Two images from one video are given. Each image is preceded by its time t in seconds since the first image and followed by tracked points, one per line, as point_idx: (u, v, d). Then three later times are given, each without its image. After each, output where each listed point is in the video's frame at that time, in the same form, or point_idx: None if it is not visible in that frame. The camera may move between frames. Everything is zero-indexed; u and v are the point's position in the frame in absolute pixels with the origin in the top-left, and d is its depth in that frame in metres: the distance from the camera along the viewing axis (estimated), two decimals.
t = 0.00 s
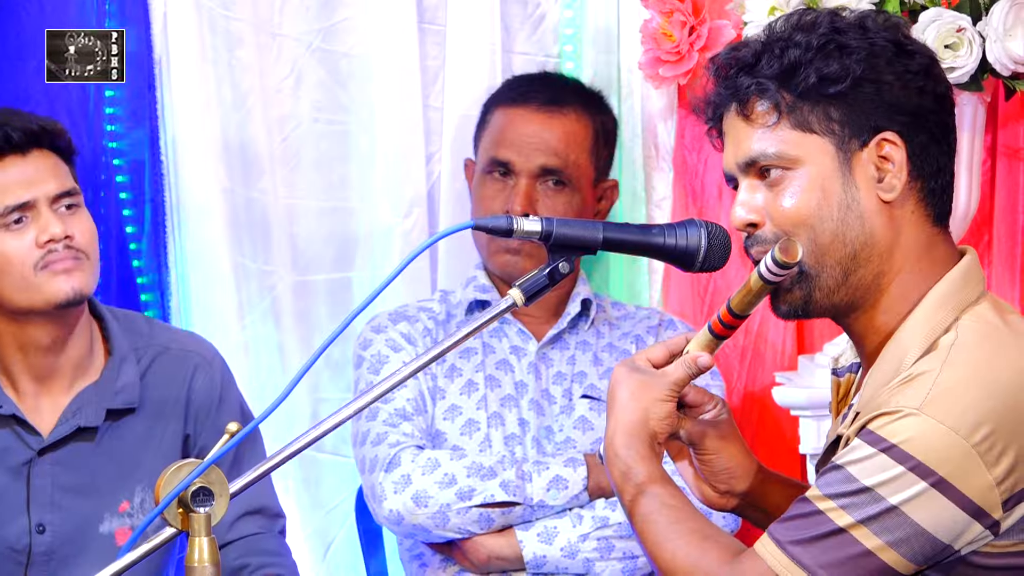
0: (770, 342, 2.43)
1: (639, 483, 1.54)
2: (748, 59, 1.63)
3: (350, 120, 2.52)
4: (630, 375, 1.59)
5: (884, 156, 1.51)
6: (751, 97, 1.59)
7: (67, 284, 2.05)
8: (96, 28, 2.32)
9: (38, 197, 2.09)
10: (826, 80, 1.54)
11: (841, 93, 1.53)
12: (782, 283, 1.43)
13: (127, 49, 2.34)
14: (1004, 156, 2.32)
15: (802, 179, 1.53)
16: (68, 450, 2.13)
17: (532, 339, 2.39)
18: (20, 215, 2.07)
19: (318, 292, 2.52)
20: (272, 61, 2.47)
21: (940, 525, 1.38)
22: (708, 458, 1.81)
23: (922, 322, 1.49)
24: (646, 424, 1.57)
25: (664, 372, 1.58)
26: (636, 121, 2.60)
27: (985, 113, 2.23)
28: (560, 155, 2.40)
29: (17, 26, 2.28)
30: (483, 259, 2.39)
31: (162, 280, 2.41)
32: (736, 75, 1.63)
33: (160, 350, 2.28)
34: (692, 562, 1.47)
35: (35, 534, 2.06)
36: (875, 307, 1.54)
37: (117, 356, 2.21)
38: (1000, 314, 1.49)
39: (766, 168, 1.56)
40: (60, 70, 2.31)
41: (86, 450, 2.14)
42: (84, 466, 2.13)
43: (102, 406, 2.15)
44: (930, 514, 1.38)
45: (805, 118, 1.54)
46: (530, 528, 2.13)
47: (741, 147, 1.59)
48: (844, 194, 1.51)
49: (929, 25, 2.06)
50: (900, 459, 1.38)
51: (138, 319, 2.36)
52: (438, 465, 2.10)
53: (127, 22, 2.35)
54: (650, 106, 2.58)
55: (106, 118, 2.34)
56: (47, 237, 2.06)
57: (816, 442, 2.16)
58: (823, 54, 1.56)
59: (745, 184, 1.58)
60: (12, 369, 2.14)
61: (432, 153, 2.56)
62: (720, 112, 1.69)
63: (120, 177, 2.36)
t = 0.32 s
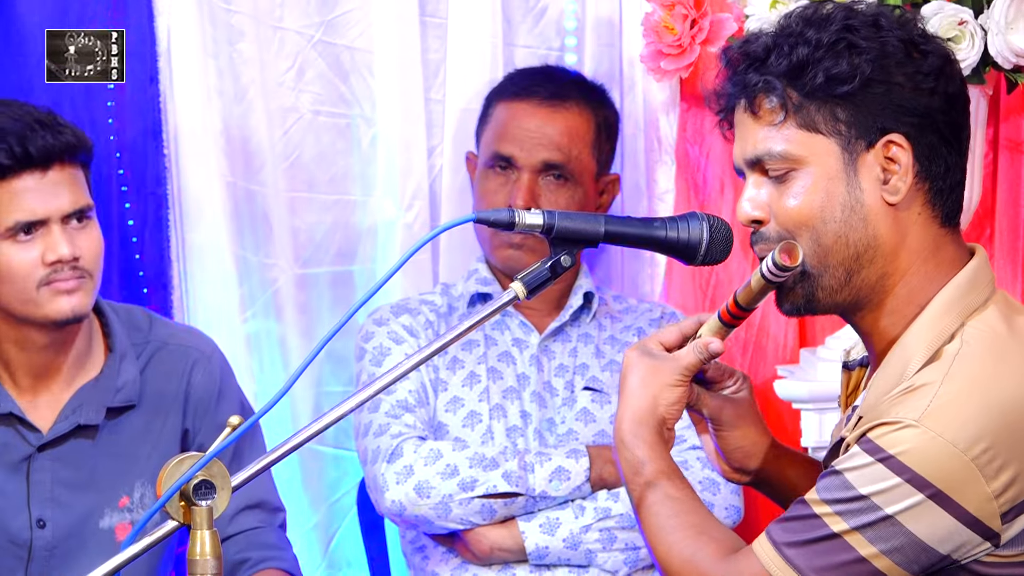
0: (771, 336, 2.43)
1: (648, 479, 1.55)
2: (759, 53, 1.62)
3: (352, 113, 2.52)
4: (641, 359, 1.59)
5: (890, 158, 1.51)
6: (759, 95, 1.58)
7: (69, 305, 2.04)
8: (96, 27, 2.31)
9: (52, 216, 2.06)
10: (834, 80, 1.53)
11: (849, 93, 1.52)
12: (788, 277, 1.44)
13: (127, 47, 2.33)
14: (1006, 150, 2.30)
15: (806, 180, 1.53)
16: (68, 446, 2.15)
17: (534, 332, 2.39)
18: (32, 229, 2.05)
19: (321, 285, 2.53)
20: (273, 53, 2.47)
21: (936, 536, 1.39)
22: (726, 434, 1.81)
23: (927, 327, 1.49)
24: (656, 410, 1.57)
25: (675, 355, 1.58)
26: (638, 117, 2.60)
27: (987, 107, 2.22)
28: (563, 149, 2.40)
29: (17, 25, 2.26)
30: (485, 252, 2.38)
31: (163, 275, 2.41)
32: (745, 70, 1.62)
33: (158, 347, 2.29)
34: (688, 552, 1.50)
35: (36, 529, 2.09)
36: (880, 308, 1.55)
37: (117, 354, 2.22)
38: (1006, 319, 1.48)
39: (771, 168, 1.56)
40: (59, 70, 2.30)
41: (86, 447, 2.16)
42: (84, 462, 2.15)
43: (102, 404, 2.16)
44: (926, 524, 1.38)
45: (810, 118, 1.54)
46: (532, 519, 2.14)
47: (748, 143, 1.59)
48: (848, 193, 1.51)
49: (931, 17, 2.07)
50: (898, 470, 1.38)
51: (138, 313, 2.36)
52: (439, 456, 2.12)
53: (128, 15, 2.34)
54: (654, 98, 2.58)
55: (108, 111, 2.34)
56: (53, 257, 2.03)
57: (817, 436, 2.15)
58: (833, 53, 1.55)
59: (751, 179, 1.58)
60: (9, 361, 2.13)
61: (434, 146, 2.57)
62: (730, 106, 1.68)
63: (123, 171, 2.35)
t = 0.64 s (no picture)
0: (772, 331, 2.44)
1: (655, 472, 1.58)
2: (759, 54, 1.63)
3: (356, 109, 2.53)
4: (650, 342, 1.65)
5: (889, 159, 1.52)
6: (757, 97, 1.59)
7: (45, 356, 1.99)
8: (95, 27, 2.31)
9: (28, 278, 1.96)
10: (832, 83, 1.54)
11: (847, 96, 1.52)
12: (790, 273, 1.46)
13: (128, 46, 2.32)
14: (1005, 146, 2.31)
15: (804, 183, 1.55)
16: (72, 449, 2.17)
17: (535, 326, 2.40)
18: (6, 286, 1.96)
19: (324, 281, 2.54)
20: (277, 50, 2.48)
21: (914, 530, 1.40)
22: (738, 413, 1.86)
23: (920, 323, 1.51)
24: (662, 393, 1.62)
25: (682, 338, 1.63)
26: (639, 116, 2.61)
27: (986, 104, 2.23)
28: (566, 149, 2.41)
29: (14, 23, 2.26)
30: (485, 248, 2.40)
31: (168, 270, 2.40)
32: (745, 71, 1.64)
33: (163, 348, 2.31)
34: (674, 536, 1.52)
35: (40, 528, 2.10)
36: (880, 307, 1.57)
37: (122, 358, 2.23)
38: (999, 319, 1.48)
39: (769, 169, 1.58)
40: (60, 70, 2.29)
41: (90, 451, 2.18)
42: (89, 465, 2.17)
43: (106, 409, 2.18)
44: (905, 517, 1.40)
45: (808, 121, 1.55)
46: (534, 511, 2.16)
47: (748, 144, 1.61)
48: (846, 195, 1.53)
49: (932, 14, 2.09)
50: (879, 466, 1.39)
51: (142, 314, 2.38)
52: (442, 448, 2.14)
53: (131, 11, 2.34)
54: (656, 95, 2.59)
55: (112, 108, 2.32)
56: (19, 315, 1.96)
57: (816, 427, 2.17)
58: (832, 55, 1.55)
59: (751, 178, 1.61)
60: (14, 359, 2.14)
61: (436, 142, 2.57)
62: (732, 104, 1.69)
63: (127, 167, 2.34)
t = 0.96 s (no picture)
0: (767, 325, 2.54)
1: (646, 457, 1.67)
2: (760, 56, 1.72)
3: (369, 114, 2.64)
4: (646, 323, 1.75)
5: (881, 160, 1.59)
6: (758, 96, 1.68)
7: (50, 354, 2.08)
8: (97, 27, 2.40)
9: (47, 276, 2.07)
10: (829, 86, 1.61)
11: (844, 99, 1.60)
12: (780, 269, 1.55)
13: (127, 49, 2.42)
14: (990, 149, 2.40)
15: (800, 180, 1.63)
16: (96, 438, 2.27)
17: (539, 322, 2.51)
18: (26, 283, 2.07)
19: (339, 278, 2.65)
20: (294, 57, 2.58)
21: (887, 498, 1.48)
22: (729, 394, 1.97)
23: (901, 301, 1.58)
24: (655, 371, 1.72)
25: (677, 322, 1.73)
26: (639, 120, 2.72)
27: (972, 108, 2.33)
28: (565, 150, 2.51)
29: (16, 22, 2.35)
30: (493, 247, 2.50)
31: (191, 267, 2.51)
32: (746, 72, 1.72)
33: (183, 341, 2.40)
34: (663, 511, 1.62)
35: (67, 513, 2.22)
36: (869, 298, 1.65)
37: (144, 349, 2.33)
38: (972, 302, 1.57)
39: (766, 165, 1.67)
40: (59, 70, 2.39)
41: (113, 440, 2.28)
42: (113, 453, 2.28)
43: (129, 400, 2.27)
44: (877, 485, 1.48)
45: (806, 121, 1.63)
46: (540, 498, 2.26)
47: (749, 142, 1.70)
48: (841, 193, 1.61)
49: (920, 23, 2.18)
50: (852, 435, 1.48)
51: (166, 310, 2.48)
52: (451, 439, 2.24)
53: (155, 23, 2.44)
54: (655, 100, 2.68)
55: (138, 112, 2.44)
56: (35, 312, 2.07)
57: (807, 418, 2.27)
58: (830, 60, 1.63)
59: (750, 174, 1.70)
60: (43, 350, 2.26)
61: (446, 145, 2.68)
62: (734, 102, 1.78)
63: (152, 170, 2.45)
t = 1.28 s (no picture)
0: (763, 319, 2.67)
1: (655, 450, 1.79)
2: (755, 64, 1.85)
3: (388, 119, 2.78)
4: (641, 326, 1.86)
5: (872, 160, 1.73)
6: (755, 102, 1.81)
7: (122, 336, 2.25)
8: (96, 28, 2.52)
9: (119, 259, 2.24)
10: (824, 90, 1.75)
11: (837, 103, 1.73)
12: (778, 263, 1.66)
13: (126, 49, 2.54)
14: (972, 153, 2.54)
15: (795, 179, 1.76)
16: (130, 424, 2.41)
17: (548, 314, 2.65)
18: (99, 265, 2.25)
19: (360, 276, 2.79)
20: (317, 66, 2.73)
21: (885, 476, 1.60)
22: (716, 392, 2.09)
23: (886, 293, 1.72)
24: (652, 371, 1.84)
25: (670, 324, 1.84)
26: (643, 126, 2.86)
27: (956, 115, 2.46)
28: (573, 152, 2.64)
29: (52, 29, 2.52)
30: (505, 245, 2.64)
31: (220, 263, 2.65)
32: (743, 79, 1.85)
33: (211, 333, 2.54)
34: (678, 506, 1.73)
35: (102, 495, 2.36)
36: (859, 289, 1.79)
37: (175, 342, 2.47)
38: (952, 289, 1.71)
39: (764, 166, 1.79)
40: (60, 70, 2.54)
41: (145, 426, 2.42)
42: (145, 439, 2.42)
43: (161, 387, 2.42)
44: (874, 464, 1.60)
45: (801, 123, 1.76)
46: (548, 483, 2.39)
47: (745, 144, 1.82)
48: (834, 192, 1.74)
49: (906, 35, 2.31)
50: (848, 419, 1.61)
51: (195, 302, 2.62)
52: (465, 428, 2.38)
53: (185, 34, 2.57)
54: (655, 108, 2.84)
55: (169, 118, 2.58)
56: (113, 296, 2.24)
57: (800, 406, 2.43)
58: (822, 65, 1.77)
59: (745, 176, 1.82)
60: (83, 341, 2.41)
61: (460, 149, 2.82)
62: (728, 107, 1.92)
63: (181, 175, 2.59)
